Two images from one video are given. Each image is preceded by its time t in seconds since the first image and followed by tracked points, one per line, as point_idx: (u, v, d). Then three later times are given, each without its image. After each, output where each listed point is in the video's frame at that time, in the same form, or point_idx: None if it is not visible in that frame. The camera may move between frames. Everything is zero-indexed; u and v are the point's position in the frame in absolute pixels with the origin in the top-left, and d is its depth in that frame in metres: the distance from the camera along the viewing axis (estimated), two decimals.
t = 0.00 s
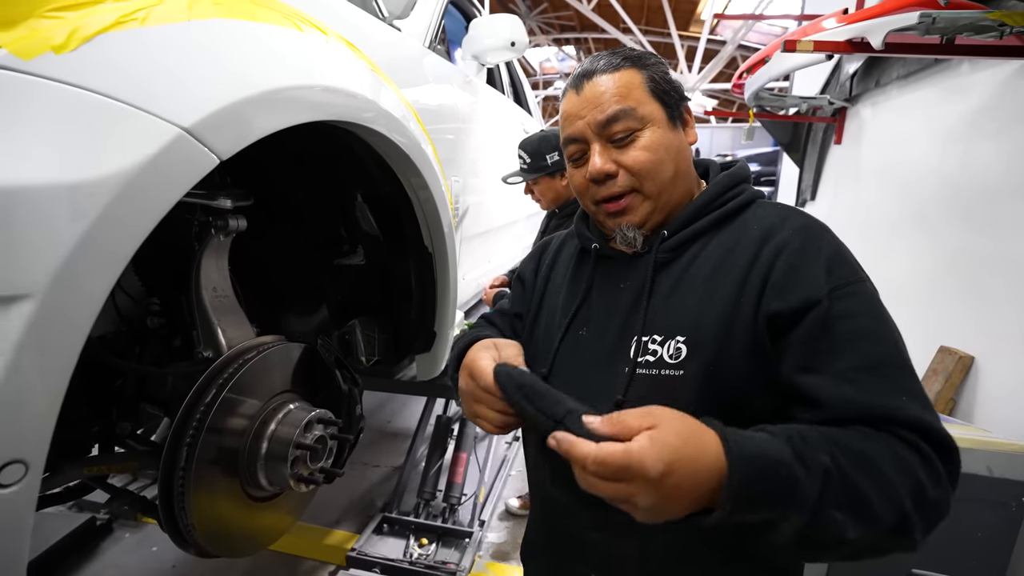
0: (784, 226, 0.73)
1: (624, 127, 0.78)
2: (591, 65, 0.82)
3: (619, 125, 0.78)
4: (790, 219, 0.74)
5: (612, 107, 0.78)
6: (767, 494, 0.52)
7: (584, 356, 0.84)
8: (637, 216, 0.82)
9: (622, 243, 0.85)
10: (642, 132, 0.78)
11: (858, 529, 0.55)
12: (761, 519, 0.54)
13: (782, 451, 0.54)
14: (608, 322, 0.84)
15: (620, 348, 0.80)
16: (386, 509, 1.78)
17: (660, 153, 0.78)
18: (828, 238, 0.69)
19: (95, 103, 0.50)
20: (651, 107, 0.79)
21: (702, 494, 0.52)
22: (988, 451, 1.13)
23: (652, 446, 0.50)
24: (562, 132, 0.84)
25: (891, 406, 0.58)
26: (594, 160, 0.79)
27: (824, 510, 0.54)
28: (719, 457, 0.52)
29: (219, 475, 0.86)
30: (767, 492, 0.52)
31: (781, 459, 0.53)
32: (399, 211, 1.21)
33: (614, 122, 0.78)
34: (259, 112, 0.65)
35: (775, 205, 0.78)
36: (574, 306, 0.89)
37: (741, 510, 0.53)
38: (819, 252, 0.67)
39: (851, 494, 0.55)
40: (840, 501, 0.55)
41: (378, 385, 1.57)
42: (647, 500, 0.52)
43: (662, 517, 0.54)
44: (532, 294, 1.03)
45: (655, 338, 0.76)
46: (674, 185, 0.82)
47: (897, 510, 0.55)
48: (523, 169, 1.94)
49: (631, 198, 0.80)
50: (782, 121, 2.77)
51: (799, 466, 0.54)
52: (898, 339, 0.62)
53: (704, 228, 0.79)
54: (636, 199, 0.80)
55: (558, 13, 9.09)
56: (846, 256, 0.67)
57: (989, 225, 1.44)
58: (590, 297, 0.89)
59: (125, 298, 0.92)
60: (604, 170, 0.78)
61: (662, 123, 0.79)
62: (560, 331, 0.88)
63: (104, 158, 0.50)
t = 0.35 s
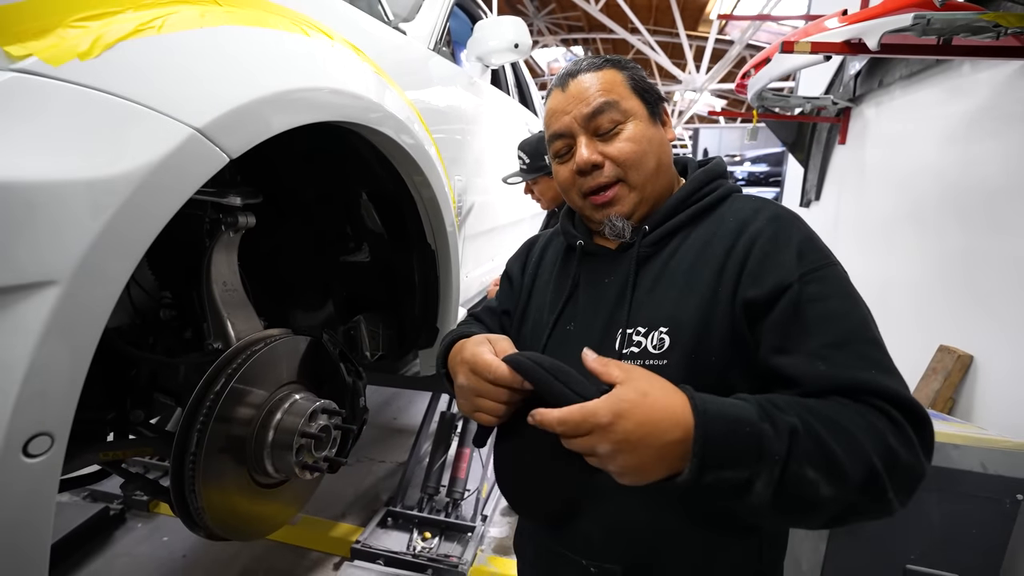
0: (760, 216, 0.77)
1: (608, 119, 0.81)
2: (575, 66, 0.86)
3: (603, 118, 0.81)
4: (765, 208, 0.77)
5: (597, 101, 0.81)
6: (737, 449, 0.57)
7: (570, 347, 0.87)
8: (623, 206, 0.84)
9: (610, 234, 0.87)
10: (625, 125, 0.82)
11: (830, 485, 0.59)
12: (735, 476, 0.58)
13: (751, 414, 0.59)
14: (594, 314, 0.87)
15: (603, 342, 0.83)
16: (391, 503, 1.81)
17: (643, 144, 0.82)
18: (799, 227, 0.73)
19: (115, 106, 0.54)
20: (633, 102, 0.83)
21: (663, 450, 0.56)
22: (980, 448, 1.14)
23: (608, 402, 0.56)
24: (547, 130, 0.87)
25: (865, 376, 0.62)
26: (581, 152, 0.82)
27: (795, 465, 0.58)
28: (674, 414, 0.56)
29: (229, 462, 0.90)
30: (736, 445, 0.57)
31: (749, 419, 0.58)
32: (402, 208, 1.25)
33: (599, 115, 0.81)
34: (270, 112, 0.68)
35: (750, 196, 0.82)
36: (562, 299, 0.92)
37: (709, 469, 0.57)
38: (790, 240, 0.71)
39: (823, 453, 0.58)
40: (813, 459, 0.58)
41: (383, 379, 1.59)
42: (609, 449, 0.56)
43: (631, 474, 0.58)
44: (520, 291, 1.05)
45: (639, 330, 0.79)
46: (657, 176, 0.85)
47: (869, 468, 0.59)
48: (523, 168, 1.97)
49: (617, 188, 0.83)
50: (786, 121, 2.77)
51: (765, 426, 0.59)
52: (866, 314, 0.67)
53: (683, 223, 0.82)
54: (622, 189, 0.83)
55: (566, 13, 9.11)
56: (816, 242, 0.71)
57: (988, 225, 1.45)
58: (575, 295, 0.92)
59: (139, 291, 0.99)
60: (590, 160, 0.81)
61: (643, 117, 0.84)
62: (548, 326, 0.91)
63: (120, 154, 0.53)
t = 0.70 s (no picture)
0: (730, 198, 0.80)
1: (578, 124, 0.85)
2: (545, 79, 0.91)
3: (573, 123, 0.85)
4: (737, 190, 0.82)
5: (566, 108, 0.85)
6: (716, 434, 0.61)
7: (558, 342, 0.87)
8: (596, 206, 0.86)
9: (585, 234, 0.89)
10: (594, 128, 0.86)
11: (810, 451, 0.63)
12: (722, 455, 0.62)
13: (726, 401, 0.63)
14: (580, 307, 0.87)
15: (592, 333, 0.83)
16: (391, 501, 1.82)
17: (612, 146, 0.85)
18: (770, 207, 0.77)
19: (117, 107, 0.55)
20: (600, 109, 0.87)
21: (667, 446, 0.61)
22: (976, 447, 1.14)
23: (609, 412, 0.61)
24: (521, 138, 0.91)
25: (842, 344, 0.65)
26: (553, 155, 0.85)
27: (771, 438, 0.62)
28: (666, 411, 0.61)
29: (229, 459, 0.91)
30: (716, 432, 0.60)
31: (724, 405, 0.62)
32: (401, 206, 1.25)
33: (569, 121, 0.85)
34: (270, 112, 0.69)
35: (720, 182, 0.86)
36: (547, 297, 0.92)
37: (699, 454, 0.60)
38: (763, 218, 0.75)
39: (796, 424, 0.63)
40: (788, 430, 0.63)
41: (382, 378, 1.61)
42: (621, 454, 0.60)
43: (645, 473, 0.62)
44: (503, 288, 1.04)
45: (626, 317, 0.80)
46: (627, 177, 0.88)
47: (845, 434, 0.63)
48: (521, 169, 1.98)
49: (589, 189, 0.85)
50: (786, 121, 2.78)
51: (740, 409, 0.63)
52: (839, 283, 0.70)
53: (658, 212, 0.85)
54: (594, 189, 0.86)
55: (568, 14, 9.12)
56: (787, 221, 0.75)
57: (985, 225, 1.45)
58: (561, 289, 0.92)
59: (140, 288, 0.99)
60: (562, 162, 0.84)
61: (611, 122, 0.87)
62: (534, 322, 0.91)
63: (124, 156, 0.54)
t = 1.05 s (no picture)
0: (740, 200, 0.82)
1: (584, 127, 0.84)
2: (549, 79, 0.89)
3: (579, 126, 0.84)
4: (745, 193, 0.84)
5: (571, 111, 0.84)
6: (746, 423, 0.63)
7: (568, 339, 0.85)
8: (602, 209, 0.86)
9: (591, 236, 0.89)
10: (600, 131, 0.85)
11: (828, 441, 0.66)
12: (749, 443, 0.64)
13: (755, 390, 0.65)
14: (593, 306, 0.85)
15: (605, 329, 0.82)
16: (391, 500, 1.82)
17: (618, 149, 0.84)
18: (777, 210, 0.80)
19: (120, 107, 0.55)
20: (606, 111, 0.86)
21: (701, 434, 0.64)
22: (974, 446, 1.15)
23: (653, 401, 0.62)
24: (524, 140, 0.89)
25: (853, 341, 0.69)
26: (559, 158, 0.84)
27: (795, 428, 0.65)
28: (704, 400, 0.63)
29: (230, 458, 0.91)
30: (745, 420, 0.63)
31: (753, 395, 0.65)
32: (403, 210, 1.26)
33: (575, 123, 0.84)
34: (272, 112, 0.70)
35: (725, 185, 0.88)
36: (558, 286, 0.89)
37: (727, 442, 0.63)
38: (774, 220, 0.78)
39: (817, 416, 0.66)
40: (810, 421, 0.66)
41: (382, 377, 1.61)
42: (663, 442, 0.62)
43: (679, 462, 0.65)
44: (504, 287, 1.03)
45: (642, 313, 0.79)
46: (632, 180, 0.88)
47: (862, 425, 0.66)
48: (520, 169, 1.99)
49: (596, 193, 0.85)
50: (785, 121, 2.78)
51: (768, 399, 0.65)
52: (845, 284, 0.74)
53: (668, 212, 0.86)
54: (600, 193, 0.85)
55: (567, 13, 9.11)
56: (794, 224, 0.78)
57: (983, 225, 1.46)
58: (570, 284, 0.89)
59: (142, 288, 0.99)
60: (569, 166, 0.83)
61: (617, 125, 0.86)
62: (543, 316, 0.89)
63: (129, 156, 0.54)
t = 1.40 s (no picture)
0: (755, 209, 0.81)
1: (607, 132, 0.82)
2: (573, 72, 0.85)
3: (602, 130, 0.81)
4: (760, 202, 0.82)
5: (596, 113, 0.81)
6: (744, 435, 0.62)
7: (573, 343, 0.89)
8: (617, 217, 0.86)
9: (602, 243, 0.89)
10: (623, 137, 0.83)
11: (821, 463, 0.65)
12: (744, 458, 0.63)
13: (755, 404, 0.65)
14: (597, 312, 0.89)
15: (608, 336, 0.86)
16: (390, 500, 1.81)
17: (639, 157, 0.83)
18: (792, 221, 0.78)
19: (120, 107, 0.55)
20: (631, 114, 0.84)
21: (701, 443, 0.63)
22: (971, 445, 1.17)
23: (671, 404, 0.60)
24: (543, 136, 0.87)
25: (859, 368, 0.67)
26: (579, 163, 0.82)
27: (790, 447, 0.64)
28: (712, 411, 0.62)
29: (230, 458, 0.91)
30: (744, 433, 0.62)
31: (754, 409, 0.64)
32: (401, 205, 1.25)
33: (598, 127, 0.81)
34: (271, 113, 0.70)
35: (741, 191, 0.87)
36: (562, 295, 0.94)
37: (722, 455, 0.62)
38: (789, 232, 0.76)
39: (815, 437, 0.65)
40: (806, 442, 0.65)
41: (381, 377, 1.61)
42: (668, 447, 0.60)
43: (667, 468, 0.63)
44: (513, 298, 1.07)
45: (644, 324, 0.82)
46: (650, 187, 0.87)
47: (856, 451, 0.65)
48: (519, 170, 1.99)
49: (613, 201, 0.85)
50: (783, 121, 2.79)
51: (768, 414, 0.65)
52: (857, 303, 0.73)
53: (679, 218, 0.86)
54: (618, 201, 0.85)
55: (565, 13, 9.11)
56: (809, 237, 0.77)
57: (980, 225, 1.46)
58: (573, 292, 0.93)
59: (141, 289, 0.98)
60: (589, 173, 0.82)
61: (641, 129, 0.84)
62: (548, 322, 0.93)
63: (130, 157, 0.54)
